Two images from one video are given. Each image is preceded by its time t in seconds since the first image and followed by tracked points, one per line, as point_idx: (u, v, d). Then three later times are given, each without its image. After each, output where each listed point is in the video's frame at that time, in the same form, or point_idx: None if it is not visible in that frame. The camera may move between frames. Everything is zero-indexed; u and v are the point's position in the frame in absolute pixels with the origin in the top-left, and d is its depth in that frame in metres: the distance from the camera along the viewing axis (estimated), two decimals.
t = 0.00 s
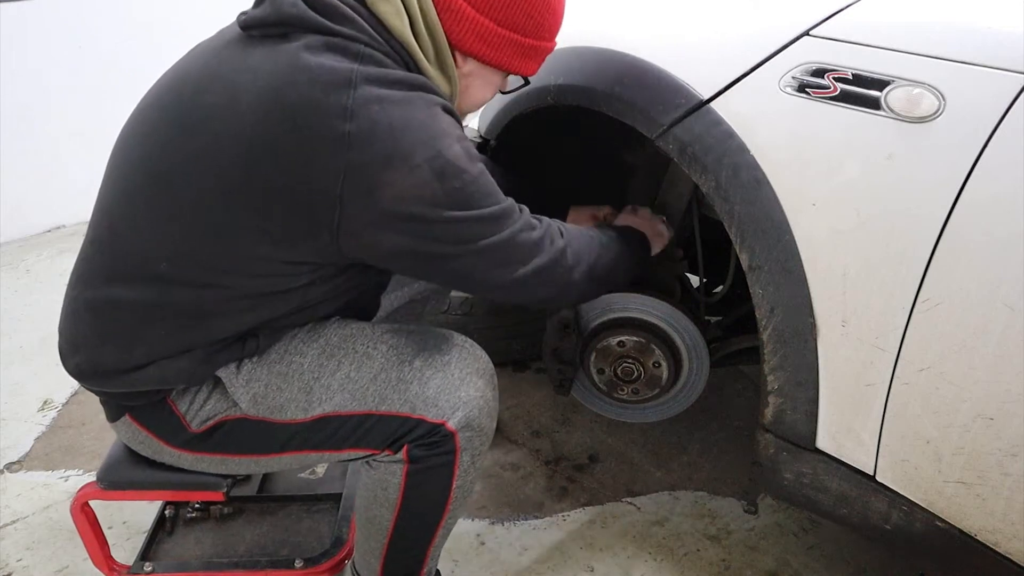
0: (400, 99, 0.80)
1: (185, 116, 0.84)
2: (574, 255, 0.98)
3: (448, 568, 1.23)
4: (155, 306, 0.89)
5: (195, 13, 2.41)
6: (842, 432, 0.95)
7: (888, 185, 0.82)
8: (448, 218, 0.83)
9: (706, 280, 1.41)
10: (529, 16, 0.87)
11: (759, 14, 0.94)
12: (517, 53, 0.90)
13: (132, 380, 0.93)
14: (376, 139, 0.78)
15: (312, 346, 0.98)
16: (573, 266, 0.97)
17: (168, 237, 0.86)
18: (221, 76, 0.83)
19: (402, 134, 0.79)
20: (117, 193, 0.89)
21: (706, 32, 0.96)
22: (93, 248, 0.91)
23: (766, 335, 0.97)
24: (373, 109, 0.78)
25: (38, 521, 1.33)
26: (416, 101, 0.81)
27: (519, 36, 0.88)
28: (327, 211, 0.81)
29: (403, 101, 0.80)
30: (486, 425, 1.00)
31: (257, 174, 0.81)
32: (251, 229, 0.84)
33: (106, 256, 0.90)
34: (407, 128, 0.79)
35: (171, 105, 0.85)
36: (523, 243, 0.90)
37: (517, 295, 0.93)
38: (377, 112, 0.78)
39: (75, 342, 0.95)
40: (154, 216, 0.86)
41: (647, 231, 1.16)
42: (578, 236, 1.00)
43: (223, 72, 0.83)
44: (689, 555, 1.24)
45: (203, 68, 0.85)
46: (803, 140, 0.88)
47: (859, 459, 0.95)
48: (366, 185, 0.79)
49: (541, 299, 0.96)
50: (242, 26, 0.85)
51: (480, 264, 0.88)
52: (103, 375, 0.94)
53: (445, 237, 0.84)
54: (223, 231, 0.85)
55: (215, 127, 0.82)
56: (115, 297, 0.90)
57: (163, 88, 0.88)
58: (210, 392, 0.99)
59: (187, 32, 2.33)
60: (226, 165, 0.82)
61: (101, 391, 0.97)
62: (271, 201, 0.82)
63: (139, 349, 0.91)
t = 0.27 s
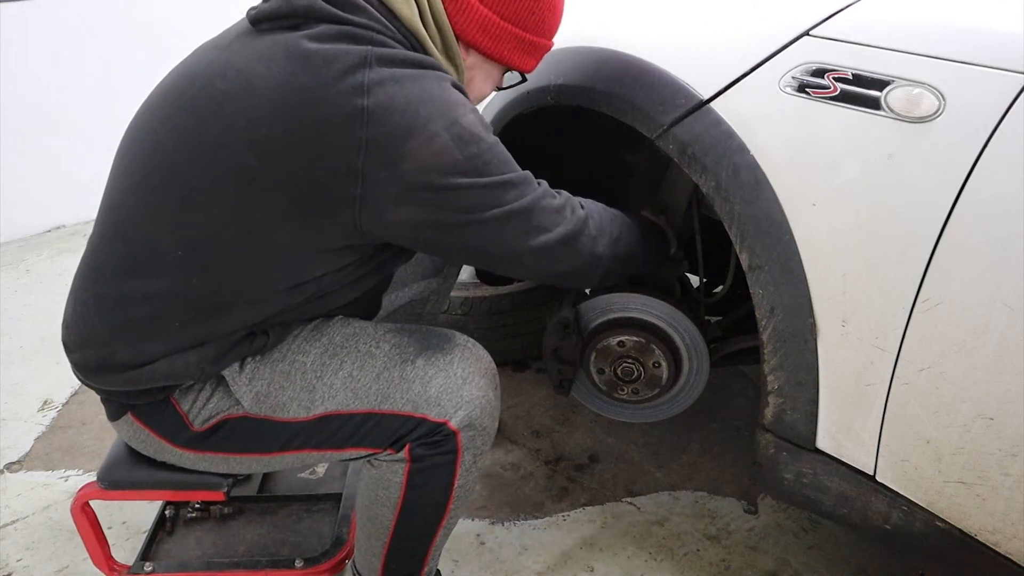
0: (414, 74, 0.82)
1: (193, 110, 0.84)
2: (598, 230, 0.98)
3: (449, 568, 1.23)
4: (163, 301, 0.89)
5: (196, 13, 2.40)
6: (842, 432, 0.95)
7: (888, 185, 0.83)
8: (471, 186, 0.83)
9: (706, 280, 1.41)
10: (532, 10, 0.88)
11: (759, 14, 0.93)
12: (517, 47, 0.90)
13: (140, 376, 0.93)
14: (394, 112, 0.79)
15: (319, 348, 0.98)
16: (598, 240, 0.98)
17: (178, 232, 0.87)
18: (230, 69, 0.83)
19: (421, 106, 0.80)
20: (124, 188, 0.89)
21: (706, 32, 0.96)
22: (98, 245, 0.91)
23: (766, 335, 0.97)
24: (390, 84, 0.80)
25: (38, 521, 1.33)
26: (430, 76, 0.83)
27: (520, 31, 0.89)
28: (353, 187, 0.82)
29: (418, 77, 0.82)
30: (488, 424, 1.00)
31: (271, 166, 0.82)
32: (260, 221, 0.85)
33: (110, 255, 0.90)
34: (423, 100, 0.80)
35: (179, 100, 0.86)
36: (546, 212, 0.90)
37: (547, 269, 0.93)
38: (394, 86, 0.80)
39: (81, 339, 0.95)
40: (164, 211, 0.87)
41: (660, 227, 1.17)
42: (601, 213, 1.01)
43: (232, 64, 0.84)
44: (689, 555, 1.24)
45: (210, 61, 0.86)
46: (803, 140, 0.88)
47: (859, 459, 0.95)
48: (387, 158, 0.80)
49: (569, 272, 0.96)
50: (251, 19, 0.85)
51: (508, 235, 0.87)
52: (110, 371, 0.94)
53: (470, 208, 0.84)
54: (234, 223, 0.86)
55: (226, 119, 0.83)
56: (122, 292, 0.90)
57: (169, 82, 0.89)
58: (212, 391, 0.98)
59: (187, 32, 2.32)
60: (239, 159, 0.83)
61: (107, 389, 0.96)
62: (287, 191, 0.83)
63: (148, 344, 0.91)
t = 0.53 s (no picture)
0: (353, 69, 0.80)
1: (163, 108, 0.84)
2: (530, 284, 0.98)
3: (449, 568, 1.23)
4: (152, 300, 0.90)
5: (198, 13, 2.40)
6: (843, 432, 0.95)
7: (888, 185, 0.83)
8: (380, 209, 0.82)
9: (707, 280, 1.41)
10: None
11: (759, 14, 0.94)
12: (483, 23, 0.90)
13: (130, 377, 0.94)
14: (322, 108, 0.78)
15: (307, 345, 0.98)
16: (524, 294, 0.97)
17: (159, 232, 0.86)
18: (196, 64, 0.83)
19: (347, 109, 0.79)
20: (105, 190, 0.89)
21: (706, 32, 0.96)
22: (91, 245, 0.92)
23: (766, 335, 0.97)
24: (324, 78, 0.79)
25: (39, 521, 1.33)
26: (373, 77, 0.82)
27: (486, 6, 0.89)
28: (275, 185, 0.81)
29: (350, 73, 0.80)
30: (484, 424, 1.00)
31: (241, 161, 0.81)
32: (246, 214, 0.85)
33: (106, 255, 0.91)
34: (352, 103, 0.79)
35: (151, 98, 0.85)
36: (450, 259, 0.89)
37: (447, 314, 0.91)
38: (325, 78, 0.79)
39: (76, 341, 0.96)
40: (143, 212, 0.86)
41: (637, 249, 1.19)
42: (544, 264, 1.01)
43: (201, 61, 0.83)
44: (689, 555, 1.24)
45: (178, 59, 0.85)
46: (803, 140, 0.88)
47: (859, 459, 0.95)
48: (307, 160, 0.79)
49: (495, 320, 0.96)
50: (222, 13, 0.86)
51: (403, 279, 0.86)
52: (104, 372, 0.95)
53: (392, 234, 0.83)
54: (218, 220, 0.85)
55: (194, 115, 0.82)
56: (113, 293, 0.91)
57: (142, 81, 0.88)
58: (207, 392, 0.98)
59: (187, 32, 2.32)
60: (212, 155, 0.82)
61: (101, 389, 0.97)
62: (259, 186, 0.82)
63: (133, 345, 0.92)
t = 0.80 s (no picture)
0: (365, 106, 0.82)
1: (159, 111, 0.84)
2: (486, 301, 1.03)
3: (448, 568, 1.23)
4: (150, 300, 0.90)
5: (198, 13, 2.40)
6: (843, 432, 0.95)
7: (888, 185, 0.82)
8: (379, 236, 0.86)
9: (706, 280, 1.41)
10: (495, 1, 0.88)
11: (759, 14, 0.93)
12: (485, 39, 0.91)
13: (126, 379, 0.94)
14: (331, 141, 0.81)
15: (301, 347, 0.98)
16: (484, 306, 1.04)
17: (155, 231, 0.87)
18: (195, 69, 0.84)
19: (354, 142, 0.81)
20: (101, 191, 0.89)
21: (707, 32, 0.96)
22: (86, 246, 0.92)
23: (766, 335, 0.97)
24: (331, 113, 0.81)
25: (39, 521, 1.33)
26: (382, 113, 0.84)
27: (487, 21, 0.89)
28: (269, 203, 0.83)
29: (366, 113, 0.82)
30: (485, 418, 1.00)
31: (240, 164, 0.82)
32: (241, 216, 0.85)
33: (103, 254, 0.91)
34: (363, 141, 0.82)
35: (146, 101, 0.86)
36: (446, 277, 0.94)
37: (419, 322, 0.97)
38: (334, 113, 0.81)
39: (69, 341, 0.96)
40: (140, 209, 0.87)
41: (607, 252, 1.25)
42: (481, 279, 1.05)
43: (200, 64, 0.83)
44: (689, 555, 1.24)
45: (173, 62, 0.86)
46: (803, 140, 0.88)
47: (859, 459, 0.95)
48: (314, 191, 0.82)
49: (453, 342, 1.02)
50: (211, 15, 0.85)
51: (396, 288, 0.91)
52: (99, 373, 0.95)
53: (384, 259, 0.87)
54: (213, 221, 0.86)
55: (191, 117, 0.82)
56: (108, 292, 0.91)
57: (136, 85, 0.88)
58: (207, 394, 0.98)
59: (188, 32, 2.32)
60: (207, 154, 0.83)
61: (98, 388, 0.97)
62: (256, 192, 0.83)
63: (129, 345, 0.92)
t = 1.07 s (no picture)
0: (395, 76, 0.84)
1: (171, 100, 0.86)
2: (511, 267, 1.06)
3: (449, 568, 1.23)
4: (158, 292, 0.90)
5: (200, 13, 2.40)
6: (843, 432, 0.95)
7: (888, 185, 0.83)
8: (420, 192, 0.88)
9: (706, 281, 1.42)
10: None
11: (759, 14, 0.94)
12: (477, 21, 0.92)
13: (134, 371, 0.93)
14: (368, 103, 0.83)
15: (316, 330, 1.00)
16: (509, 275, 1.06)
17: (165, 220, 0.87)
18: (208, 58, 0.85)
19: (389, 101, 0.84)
20: (109, 186, 0.90)
21: (707, 32, 0.96)
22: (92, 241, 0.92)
23: (766, 335, 0.97)
24: (359, 89, 0.82)
25: (39, 521, 1.33)
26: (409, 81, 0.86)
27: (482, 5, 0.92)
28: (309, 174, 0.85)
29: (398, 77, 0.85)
30: (488, 420, 1.00)
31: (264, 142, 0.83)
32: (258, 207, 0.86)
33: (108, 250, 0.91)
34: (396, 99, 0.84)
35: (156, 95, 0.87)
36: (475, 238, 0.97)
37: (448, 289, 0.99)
38: (367, 80, 0.83)
39: (74, 336, 0.95)
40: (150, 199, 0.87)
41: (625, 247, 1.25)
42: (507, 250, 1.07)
43: (215, 54, 0.85)
44: (689, 555, 1.24)
45: (184, 55, 0.87)
46: (803, 140, 0.88)
47: (859, 459, 0.95)
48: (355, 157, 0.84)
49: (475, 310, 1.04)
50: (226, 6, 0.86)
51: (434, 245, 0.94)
52: (109, 365, 0.94)
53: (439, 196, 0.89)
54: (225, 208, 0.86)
55: (206, 103, 0.84)
56: (113, 284, 0.91)
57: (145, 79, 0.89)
58: (211, 391, 0.98)
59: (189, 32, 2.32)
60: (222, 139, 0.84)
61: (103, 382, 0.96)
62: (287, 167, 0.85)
63: (139, 335, 0.92)
